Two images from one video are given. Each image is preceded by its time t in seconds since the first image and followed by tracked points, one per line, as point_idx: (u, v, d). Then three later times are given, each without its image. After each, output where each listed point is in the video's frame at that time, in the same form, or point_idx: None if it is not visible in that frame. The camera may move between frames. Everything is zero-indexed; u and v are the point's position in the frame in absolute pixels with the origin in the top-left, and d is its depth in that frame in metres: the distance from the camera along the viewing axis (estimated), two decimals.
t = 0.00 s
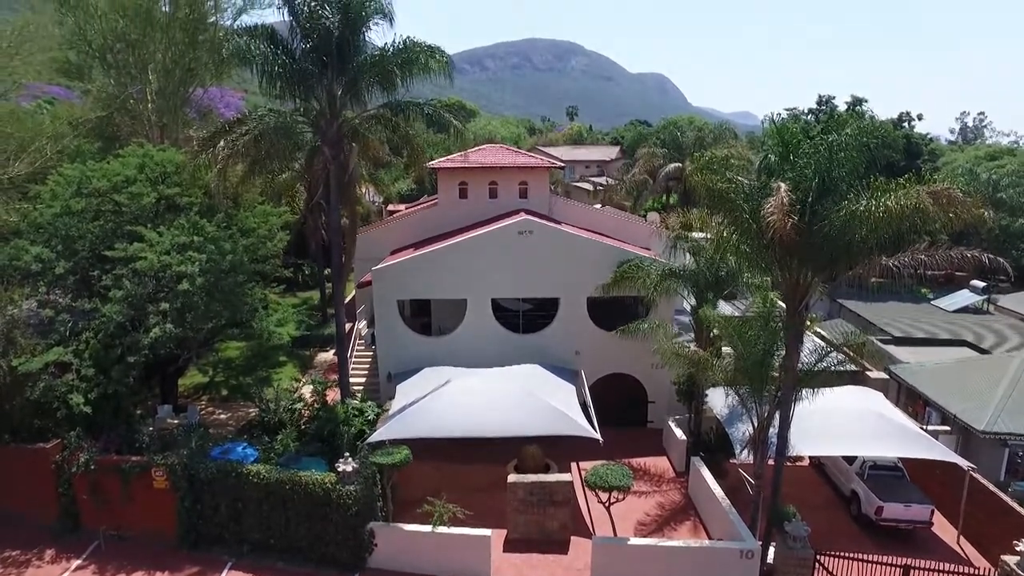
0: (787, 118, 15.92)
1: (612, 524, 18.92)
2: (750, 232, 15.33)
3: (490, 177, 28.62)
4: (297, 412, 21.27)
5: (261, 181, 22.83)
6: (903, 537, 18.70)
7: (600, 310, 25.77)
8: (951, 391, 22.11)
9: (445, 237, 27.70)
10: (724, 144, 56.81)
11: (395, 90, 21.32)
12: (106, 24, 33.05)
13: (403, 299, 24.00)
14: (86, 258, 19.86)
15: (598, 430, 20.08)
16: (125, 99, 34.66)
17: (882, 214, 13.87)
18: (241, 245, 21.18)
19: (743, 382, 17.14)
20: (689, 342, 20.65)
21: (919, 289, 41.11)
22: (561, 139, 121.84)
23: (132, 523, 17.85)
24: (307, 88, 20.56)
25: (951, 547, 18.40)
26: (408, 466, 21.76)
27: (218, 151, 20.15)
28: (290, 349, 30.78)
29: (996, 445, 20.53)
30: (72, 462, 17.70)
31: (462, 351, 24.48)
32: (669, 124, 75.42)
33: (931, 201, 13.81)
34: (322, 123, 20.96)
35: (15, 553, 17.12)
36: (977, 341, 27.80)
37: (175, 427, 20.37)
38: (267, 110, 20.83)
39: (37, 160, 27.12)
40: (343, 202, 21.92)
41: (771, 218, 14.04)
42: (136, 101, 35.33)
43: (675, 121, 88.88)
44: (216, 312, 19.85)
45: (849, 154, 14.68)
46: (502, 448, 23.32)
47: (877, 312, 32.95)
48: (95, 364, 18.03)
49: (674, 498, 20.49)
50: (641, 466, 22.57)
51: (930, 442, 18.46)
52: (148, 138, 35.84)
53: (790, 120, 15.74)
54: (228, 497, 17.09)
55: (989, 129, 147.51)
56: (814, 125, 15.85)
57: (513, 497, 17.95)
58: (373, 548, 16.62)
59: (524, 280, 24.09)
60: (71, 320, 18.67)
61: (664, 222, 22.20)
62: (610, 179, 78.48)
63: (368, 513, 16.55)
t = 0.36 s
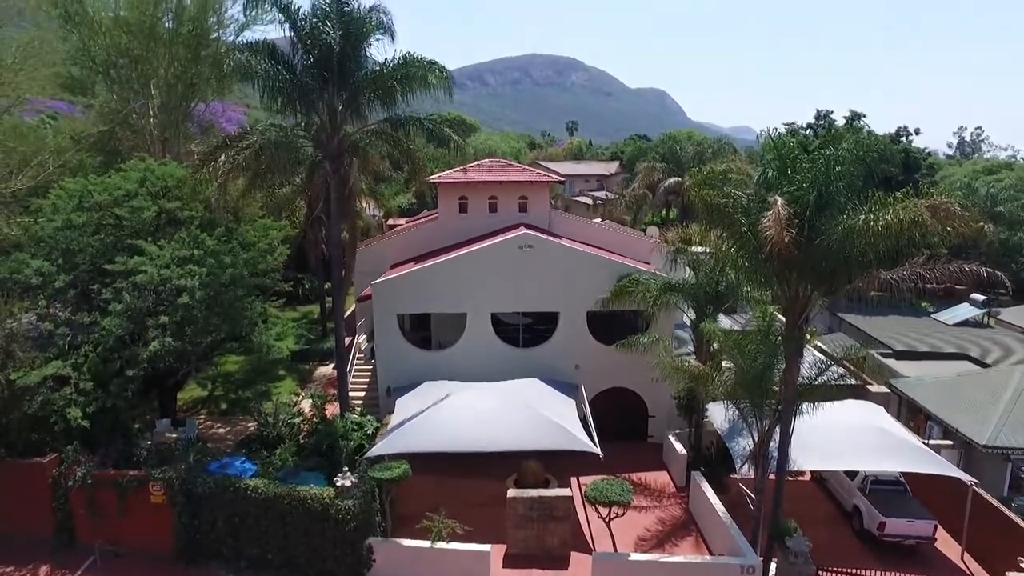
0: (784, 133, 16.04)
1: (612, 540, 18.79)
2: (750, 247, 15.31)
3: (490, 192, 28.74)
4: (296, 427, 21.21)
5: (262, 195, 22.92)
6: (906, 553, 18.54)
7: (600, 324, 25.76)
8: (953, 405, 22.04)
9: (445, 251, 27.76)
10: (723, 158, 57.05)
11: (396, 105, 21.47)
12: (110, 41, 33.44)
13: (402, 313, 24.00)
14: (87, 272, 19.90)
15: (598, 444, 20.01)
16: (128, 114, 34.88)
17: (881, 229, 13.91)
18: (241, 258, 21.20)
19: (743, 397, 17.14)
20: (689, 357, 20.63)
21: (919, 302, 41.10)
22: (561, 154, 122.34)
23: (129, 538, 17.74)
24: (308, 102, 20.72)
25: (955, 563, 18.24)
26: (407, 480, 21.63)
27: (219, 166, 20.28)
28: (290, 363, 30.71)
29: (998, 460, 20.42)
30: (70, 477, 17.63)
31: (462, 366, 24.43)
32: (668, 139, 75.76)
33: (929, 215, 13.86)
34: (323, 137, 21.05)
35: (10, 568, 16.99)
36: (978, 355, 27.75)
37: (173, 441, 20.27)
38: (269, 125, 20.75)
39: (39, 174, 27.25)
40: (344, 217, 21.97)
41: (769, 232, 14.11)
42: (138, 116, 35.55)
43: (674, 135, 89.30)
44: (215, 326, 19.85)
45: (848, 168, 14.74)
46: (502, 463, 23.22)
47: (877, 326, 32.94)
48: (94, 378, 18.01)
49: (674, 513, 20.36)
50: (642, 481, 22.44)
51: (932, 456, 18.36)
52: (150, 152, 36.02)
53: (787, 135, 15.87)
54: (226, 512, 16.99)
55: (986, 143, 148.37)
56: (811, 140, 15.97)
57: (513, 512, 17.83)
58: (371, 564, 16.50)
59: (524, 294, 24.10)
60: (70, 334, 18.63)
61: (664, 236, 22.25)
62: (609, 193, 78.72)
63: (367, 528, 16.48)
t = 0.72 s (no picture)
0: (781, 148, 16.13)
1: (612, 555, 18.66)
2: (748, 260, 15.39)
3: (490, 206, 28.86)
4: (295, 441, 21.13)
5: (262, 209, 23.00)
6: (908, 568, 18.39)
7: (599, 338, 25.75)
8: (954, 419, 21.97)
9: (445, 265, 27.82)
10: (722, 172, 57.31)
11: (396, 119, 21.64)
12: (114, 57, 33.75)
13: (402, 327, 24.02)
14: (87, 285, 19.95)
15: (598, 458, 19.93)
16: (130, 129, 35.13)
17: (879, 242, 13.96)
18: (241, 272, 21.22)
19: (742, 411, 17.12)
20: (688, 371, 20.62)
21: (919, 316, 41.07)
22: (561, 169, 122.83)
23: (125, 553, 17.67)
24: (309, 117, 20.89)
25: None
26: (406, 495, 21.51)
27: (220, 180, 20.42)
28: (290, 377, 30.64)
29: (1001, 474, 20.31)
30: (66, 491, 17.56)
31: (461, 380, 24.39)
32: (667, 153, 76.15)
33: (926, 229, 13.92)
34: (323, 152, 21.22)
35: None
36: (978, 368, 27.70)
37: (171, 456, 20.19)
38: (269, 140, 21.04)
39: (41, 189, 27.39)
40: (344, 230, 22.06)
41: (766, 246, 14.19)
42: (140, 131, 35.79)
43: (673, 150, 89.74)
44: (214, 340, 19.86)
45: (844, 182, 14.86)
46: (501, 477, 23.11)
47: (877, 339, 32.90)
48: (92, 391, 18.01)
49: (675, 528, 20.24)
50: (642, 495, 22.31)
51: (933, 470, 18.29)
52: (151, 166, 36.21)
53: (783, 150, 15.99)
54: (223, 527, 16.89)
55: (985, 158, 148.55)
56: (807, 154, 16.09)
57: (512, 527, 17.71)
58: None
59: (523, 308, 24.12)
60: (69, 347, 18.65)
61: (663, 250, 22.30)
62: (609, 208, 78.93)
63: (365, 543, 16.41)
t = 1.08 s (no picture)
0: (780, 162, 16.13)
1: (612, 571, 18.51)
2: (746, 274, 15.43)
3: (490, 221, 28.95)
4: (293, 456, 21.00)
5: (262, 223, 23.07)
6: None
7: (600, 352, 25.69)
8: (955, 434, 21.87)
9: (444, 279, 27.86)
10: (721, 187, 57.50)
11: (396, 134, 21.78)
12: (117, 72, 34.02)
13: (401, 342, 24.00)
14: (87, 298, 19.97)
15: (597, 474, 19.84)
16: (132, 144, 35.32)
17: (877, 256, 14.00)
18: (241, 286, 21.19)
19: (743, 426, 17.12)
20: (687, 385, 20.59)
21: (920, 330, 41.00)
22: (561, 184, 123.38)
23: (121, 569, 17.53)
24: (309, 132, 21.01)
25: None
26: (406, 510, 21.40)
27: (221, 195, 20.50)
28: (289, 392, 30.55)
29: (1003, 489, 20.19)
30: (62, 506, 17.44)
31: (461, 394, 24.31)
32: (666, 168, 76.46)
33: (923, 243, 13.96)
34: (323, 167, 21.34)
35: None
36: (979, 382, 27.62)
37: (169, 470, 20.10)
38: (270, 154, 21.19)
39: (43, 203, 27.48)
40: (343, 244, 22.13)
41: (765, 260, 14.23)
42: (142, 145, 35.96)
43: (672, 164, 90.10)
44: (213, 353, 19.85)
45: (841, 197, 14.95)
46: (501, 492, 22.97)
47: (877, 354, 32.84)
48: (90, 406, 17.98)
49: (675, 544, 20.09)
50: (643, 511, 22.17)
51: (934, 485, 18.22)
52: (153, 180, 36.34)
53: (781, 164, 16.09)
54: (220, 543, 16.80)
55: (984, 172, 149.06)
56: (804, 169, 16.17)
57: (511, 543, 17.56)
58: None
59: (523, 322, 24.12)
60: (68, 361, 18.64)
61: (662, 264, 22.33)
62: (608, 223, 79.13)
63: (364, 559, 16.32)
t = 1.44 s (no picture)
0: (780, 176, 16.23)
1: None
2: (747, 287, 15.43)
3: (490, 235, 28.99)
4: (292, 470, 20.87)
5: (263, 237, 23.10)
6: None
7: (601, 366, 25.61)
8: (958, 448, 21.75)
9: (445, 293, 27.84)
10: (721, 200, 57.58)
11: (397, 148, 21.86)
12: (120, 87, 34.23)
13: (401, 355, 23.95)
14: (87, 311, 19.95)
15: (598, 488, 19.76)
16: (134, 158, 35.47)
17: (877, 270, 14.02)
18: (241, 299, 21.16)
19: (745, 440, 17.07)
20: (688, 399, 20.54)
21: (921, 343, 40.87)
22: (560, 197, 123.64)
23: None
24: (311, 147, 21.10)
25: None
26: (406, 525, 21.23)
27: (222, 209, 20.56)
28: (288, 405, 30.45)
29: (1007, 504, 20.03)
30: (58, 521, 17.30)
31: (461, 408, 24.22)
32: (666, 182, 76.57)
33: (923, 256, 13.98)
34: (324, 181, 21.40)
35: None
36: (981, 396, 27.50)
37: (167, 485, 20.00)
38: (271, 168, 21.28)
39: (44, 216, 27.54)
40: (344, 258, 22.15)
41: (765, 273, 14.23)
42: (144, 159, 36.09)
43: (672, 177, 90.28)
44: (213, 367, 19.84)
45: (841, 211, 14.99)
46: (501, 507, 22.82)
47: (879, 367, 32.74)
48: (89, 420, 17.90)
49: (677, 559, 19.91)
50: (644, 526, 21.99)
51: (937, 499, 18.10)
52: (154, 194, 36.45)
53: (780, 178, 16.14)
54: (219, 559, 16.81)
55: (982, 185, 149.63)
56: (804, 182, 16.20)
57: (511, 558, 17.44)
58: None
59: (523, 336, 24.09)
60: (67, 374, 18.55)
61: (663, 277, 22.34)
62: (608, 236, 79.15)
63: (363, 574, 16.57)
